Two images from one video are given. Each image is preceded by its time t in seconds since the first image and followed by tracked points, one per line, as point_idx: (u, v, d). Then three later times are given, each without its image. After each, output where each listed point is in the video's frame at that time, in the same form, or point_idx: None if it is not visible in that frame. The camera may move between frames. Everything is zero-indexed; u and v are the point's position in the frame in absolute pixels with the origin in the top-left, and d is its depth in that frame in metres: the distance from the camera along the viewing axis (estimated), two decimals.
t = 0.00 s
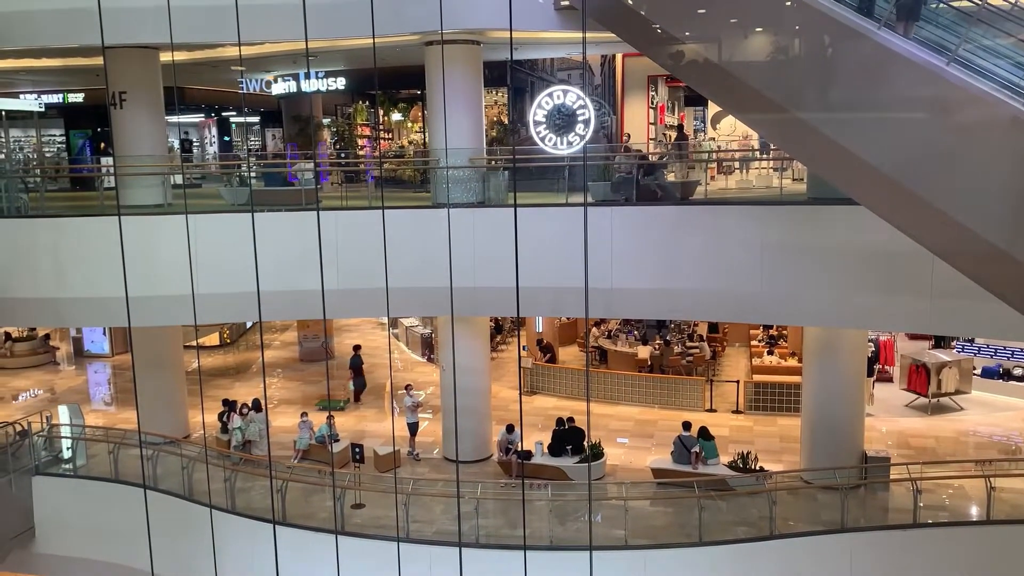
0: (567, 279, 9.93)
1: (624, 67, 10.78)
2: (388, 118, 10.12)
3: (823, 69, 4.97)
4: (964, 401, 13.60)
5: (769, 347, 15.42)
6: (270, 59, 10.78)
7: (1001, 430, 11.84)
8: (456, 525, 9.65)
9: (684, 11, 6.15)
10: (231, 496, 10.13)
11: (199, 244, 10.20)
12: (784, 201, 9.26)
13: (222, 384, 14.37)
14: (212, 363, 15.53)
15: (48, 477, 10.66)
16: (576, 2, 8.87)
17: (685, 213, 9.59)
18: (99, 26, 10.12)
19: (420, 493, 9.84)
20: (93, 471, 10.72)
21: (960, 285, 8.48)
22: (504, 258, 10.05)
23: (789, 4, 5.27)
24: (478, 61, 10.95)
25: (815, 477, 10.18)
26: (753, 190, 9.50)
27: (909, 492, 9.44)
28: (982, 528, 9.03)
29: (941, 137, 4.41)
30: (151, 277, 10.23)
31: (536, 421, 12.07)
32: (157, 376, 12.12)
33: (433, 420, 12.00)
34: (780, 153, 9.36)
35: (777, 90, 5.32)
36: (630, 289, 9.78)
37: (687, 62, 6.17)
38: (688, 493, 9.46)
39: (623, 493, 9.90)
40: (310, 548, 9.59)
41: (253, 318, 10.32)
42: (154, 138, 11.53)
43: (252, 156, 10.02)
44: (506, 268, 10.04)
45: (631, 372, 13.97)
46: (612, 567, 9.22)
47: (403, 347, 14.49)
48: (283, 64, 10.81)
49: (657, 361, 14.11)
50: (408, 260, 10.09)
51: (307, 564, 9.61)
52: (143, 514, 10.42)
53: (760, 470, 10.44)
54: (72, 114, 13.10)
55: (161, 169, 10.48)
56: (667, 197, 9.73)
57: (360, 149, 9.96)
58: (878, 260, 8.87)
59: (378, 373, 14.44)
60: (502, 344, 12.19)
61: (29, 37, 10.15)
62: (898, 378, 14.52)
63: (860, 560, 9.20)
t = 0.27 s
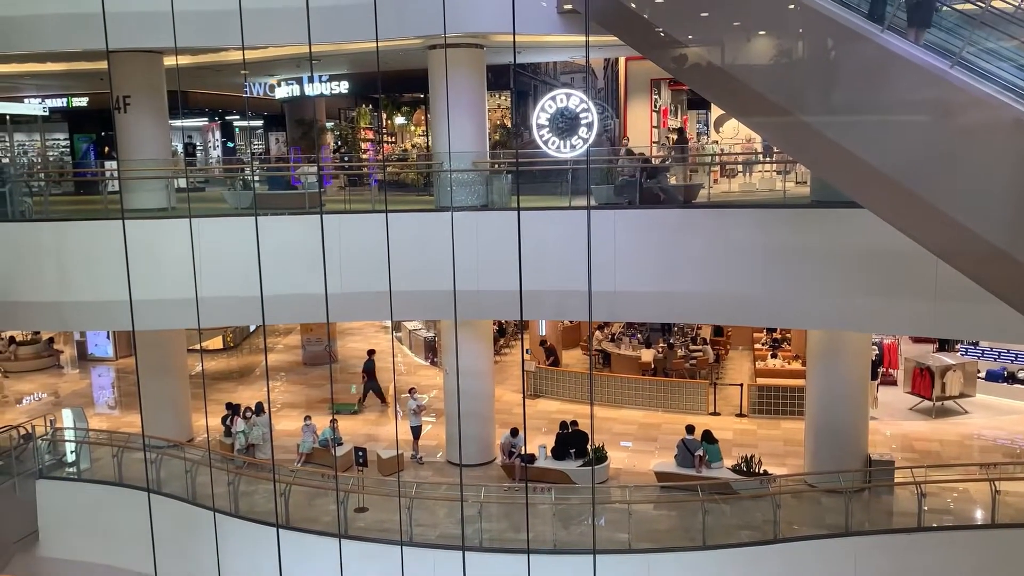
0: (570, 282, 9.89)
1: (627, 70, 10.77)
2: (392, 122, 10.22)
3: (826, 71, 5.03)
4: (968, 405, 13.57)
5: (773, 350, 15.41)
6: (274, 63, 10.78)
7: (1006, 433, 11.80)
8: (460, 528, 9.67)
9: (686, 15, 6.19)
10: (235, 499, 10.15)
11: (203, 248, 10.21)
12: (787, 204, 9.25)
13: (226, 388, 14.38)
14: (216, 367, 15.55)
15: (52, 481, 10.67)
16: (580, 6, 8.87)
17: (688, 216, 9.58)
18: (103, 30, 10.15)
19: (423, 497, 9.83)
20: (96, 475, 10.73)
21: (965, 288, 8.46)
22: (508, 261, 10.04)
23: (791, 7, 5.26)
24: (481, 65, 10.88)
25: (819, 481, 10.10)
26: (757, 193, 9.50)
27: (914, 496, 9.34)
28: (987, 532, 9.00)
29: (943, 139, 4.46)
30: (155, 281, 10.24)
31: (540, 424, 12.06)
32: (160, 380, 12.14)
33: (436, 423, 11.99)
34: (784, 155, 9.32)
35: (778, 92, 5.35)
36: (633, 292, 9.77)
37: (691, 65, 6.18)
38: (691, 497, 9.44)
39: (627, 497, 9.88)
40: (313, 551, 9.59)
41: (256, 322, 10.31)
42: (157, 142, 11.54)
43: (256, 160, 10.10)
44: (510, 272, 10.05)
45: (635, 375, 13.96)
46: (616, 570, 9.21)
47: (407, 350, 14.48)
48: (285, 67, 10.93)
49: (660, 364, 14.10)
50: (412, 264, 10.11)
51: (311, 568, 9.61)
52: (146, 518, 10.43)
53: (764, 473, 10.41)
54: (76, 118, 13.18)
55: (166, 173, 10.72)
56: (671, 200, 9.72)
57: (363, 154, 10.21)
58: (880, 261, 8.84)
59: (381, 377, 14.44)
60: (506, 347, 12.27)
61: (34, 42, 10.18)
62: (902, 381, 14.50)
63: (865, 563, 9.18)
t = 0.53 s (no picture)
0: (572, 285, 9.92)
1: (629, 73, 10.78)
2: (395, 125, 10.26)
3: (829, 74, 5.03)
4: (971, 407, 13.55)
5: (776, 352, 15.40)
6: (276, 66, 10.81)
7: (1008, 435, 11.79)
8: (462, 531, 9.63)
9: (690, 16, 6.27)
10: (237, 502, 10.14)
11: (205, 250, 10.21)
12: (789, 207, 9.24)
13: (228, 390, 14.39)
14: (218, 369, 15.55)
15: (54, 483, 10.69)
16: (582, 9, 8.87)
17: (690, 219, 9.58)
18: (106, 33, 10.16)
19: (426, 499, 9.81)
20: (99, 477, 10.73)
21: (968, 290, 8.46)
22: (510, 264, 10.08)
23: (795, 10, 5.35)
24: (484, 69, 10.90)
25: (821, 483, 10.08)
26: (760, 195, 9.48)
27: (917, 498, 9.30)
28: (989, 535, 8.99)
29: (943, 141, 4.47)
30: (158, 284, 10.27)
31: (542, 427, 12.05)
32: (163, 382, 12.15)
33: (439, 426, 11.99)
34: (786, 158, 9.31)
35: (780, 95, 5.37)
36: (635, 295, 9.78)
37: (693, 68, 6.33)
38: (694, 499, 9.43)
39: (629, 500, 9.86)
40: (315, 554, 9.59)
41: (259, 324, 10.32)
42: (160, 144, 11.53)
43: (258, 163, 9.97)
44: (512, 274, 10.07)
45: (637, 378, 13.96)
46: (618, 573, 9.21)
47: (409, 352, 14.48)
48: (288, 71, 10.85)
49: (662, 366, 14.11)
50: (414, 268, 10.14)
51: (313, 570, 9.62)
52: (149, 520, 10.44)
53: (767, 476, 10.39)
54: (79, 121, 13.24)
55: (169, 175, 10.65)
56: (673, 203, 9.73)
57: (366, 156, 10.01)
58: (881, 262, 8.83)
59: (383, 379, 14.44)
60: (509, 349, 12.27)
61: (38, 44, 10.20)
62: (905, 384, 14.48)
63: (867, 566, 9.17)
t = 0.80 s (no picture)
0: (574, 286, 9.87)
1: (630, 74, 10.77)
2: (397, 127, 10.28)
3: (830, 74, 5.04)
4: (973, 408, 13.54)
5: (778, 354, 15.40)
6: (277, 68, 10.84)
7: (1011, 436, 11.77)
8: (463, 532, 9.61)
9: (690, 17, 6.24)
10: (238, 504, 10.14)
11: (207, 252, 10.23)
12: (790, 208, 9.23)
13: (230, 392, 14.40)
14: (219, 371, 15.56)
15: (57, 485, 10.70)
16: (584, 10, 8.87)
17: (691, 220, 9.59)
18: (108, 35, 10.17)
19: (428, 501, 9.79)
20: (101, 479, 10.72)
21: (968, 291, 8.48)
22: (511, 265, 10.09)
23: (795, 10, 5.30)
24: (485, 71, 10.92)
25: (824, 484, 10.04)
26: (761, 197, 9.44)
27: (919, 499, 9.26)
28: (992, 536, 8.98)
29: (945, 142, 4.51)
30: (161, 286, 10.31)
31: (543, 429, 12.04)
32: (165, 384, 12.15)
33: (440, 428, 12.00)
34: (788, 159, 9.25)
35: (781, 96, 5.38)
36: (636, 296, 9.77)
37: (695, 69, 6.32)
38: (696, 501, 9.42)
39: (631, 501, 9.85)
40: (317, 555, 9.60)
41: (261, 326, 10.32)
42: (162, 147, 11.53)
43: (261, 165, 10.04)
44: (513, 276, 10.10)
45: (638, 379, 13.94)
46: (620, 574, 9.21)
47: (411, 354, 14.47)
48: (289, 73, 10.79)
49: (664, 367, 14.09)
50: (415, 269, 10.13)
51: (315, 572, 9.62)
52: (150, 522, 10.44)
53: (769, 477, 10.39)
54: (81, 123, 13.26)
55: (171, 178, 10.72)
56: (675, 204, 9.72)
57: (367, 158, 10.02)
58: (881, 262, 8.84)
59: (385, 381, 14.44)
60: (510, 351, 12.26)
61: (39, 46, 10.21)
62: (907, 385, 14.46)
63: (869, 567, 9.17)
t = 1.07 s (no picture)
0: (572, 288, 9.88)
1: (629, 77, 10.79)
2: (395, 129, 10.21)
3: (828, 76, 5.03)
4: (973, 409, 13.53)
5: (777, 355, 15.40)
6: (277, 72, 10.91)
7: (1011, 437, 11.78)
8: (464, 535, 9.60)
9: (688, 19, 6.25)
10: (238, 507, 10.10)
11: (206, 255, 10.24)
12: (789, 210, 9.22)
13: (230, 395, 14.40)
14: (219, 374, 15.57)
15: (57, 488, 10.68)
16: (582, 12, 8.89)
17: (690, 222, 9.61)
18: (107, 40, 10.18)
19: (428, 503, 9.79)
20: (100, 483, 10.71)
21: (968, 292, 8.46)
22: (511, 267, 10.09)
23: (794, 13, 5.33)
24: (483, 73, 10.90)
25: (823, 486, 10.09)
26: (760, 198, 9.41)
27: (919, 501, 9.29)
28: (992, 537, 8.98)
29: (944, 143, 4.51)
30: (160, 289, 10.29)
31: (543, 431, 12.04)
32: (165, 388, 12.15)
33: (440, 430, 11.96)
34: (786, 160, 9.16)
35: (778, 97, 5.40)
36: (636, 298, 9.78)
37: (693, 70, 6.35)
38: (696, 503, 9.42)
39: (632, 503, 9.85)
40: (317, 558, 9.60)
41: (260, 329, 10.33)
42: (161, 151, 11.52)
43: (259, 168, 10.11)
44: (513, 279, 10.10)
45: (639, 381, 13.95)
46: None
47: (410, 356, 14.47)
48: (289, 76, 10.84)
49: (664, 369, 14.08)
50: (415, 271, 10.12)
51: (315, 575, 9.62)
52: (150, 525, 10.43)
53: (769, 479, 10.39)
54: (80, 127, 13.31)
55: (170, 181, 10.69)
56: (673, 206, 9.74)
57: (366, 161, 10.10)
58: (879, 263, 8.84)
59: (384, 384, 14.44)
60: (510, 353, 12.26)
61: (38, 50, 10.22)
62: (907, 386, 14.46)
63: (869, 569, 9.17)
